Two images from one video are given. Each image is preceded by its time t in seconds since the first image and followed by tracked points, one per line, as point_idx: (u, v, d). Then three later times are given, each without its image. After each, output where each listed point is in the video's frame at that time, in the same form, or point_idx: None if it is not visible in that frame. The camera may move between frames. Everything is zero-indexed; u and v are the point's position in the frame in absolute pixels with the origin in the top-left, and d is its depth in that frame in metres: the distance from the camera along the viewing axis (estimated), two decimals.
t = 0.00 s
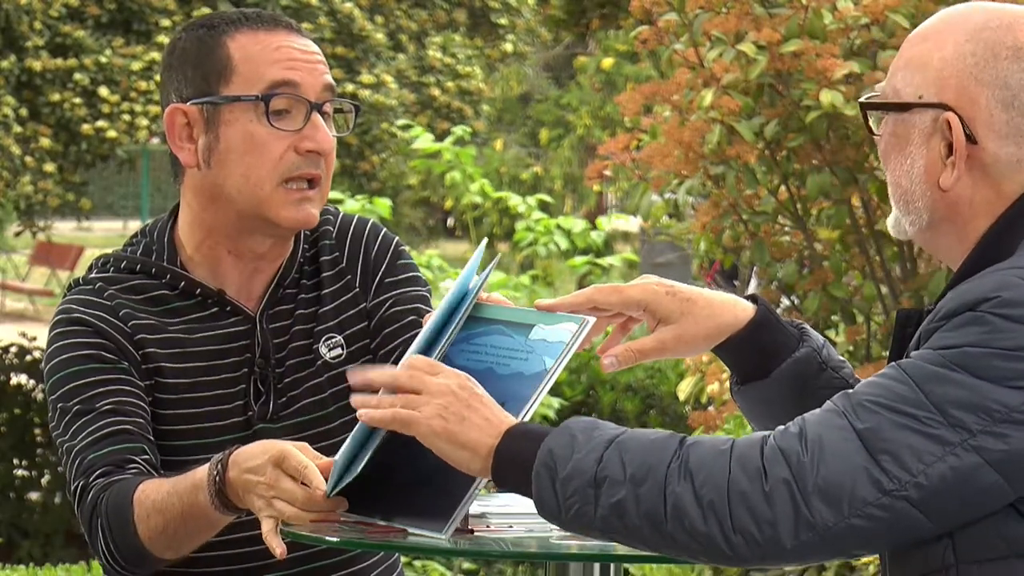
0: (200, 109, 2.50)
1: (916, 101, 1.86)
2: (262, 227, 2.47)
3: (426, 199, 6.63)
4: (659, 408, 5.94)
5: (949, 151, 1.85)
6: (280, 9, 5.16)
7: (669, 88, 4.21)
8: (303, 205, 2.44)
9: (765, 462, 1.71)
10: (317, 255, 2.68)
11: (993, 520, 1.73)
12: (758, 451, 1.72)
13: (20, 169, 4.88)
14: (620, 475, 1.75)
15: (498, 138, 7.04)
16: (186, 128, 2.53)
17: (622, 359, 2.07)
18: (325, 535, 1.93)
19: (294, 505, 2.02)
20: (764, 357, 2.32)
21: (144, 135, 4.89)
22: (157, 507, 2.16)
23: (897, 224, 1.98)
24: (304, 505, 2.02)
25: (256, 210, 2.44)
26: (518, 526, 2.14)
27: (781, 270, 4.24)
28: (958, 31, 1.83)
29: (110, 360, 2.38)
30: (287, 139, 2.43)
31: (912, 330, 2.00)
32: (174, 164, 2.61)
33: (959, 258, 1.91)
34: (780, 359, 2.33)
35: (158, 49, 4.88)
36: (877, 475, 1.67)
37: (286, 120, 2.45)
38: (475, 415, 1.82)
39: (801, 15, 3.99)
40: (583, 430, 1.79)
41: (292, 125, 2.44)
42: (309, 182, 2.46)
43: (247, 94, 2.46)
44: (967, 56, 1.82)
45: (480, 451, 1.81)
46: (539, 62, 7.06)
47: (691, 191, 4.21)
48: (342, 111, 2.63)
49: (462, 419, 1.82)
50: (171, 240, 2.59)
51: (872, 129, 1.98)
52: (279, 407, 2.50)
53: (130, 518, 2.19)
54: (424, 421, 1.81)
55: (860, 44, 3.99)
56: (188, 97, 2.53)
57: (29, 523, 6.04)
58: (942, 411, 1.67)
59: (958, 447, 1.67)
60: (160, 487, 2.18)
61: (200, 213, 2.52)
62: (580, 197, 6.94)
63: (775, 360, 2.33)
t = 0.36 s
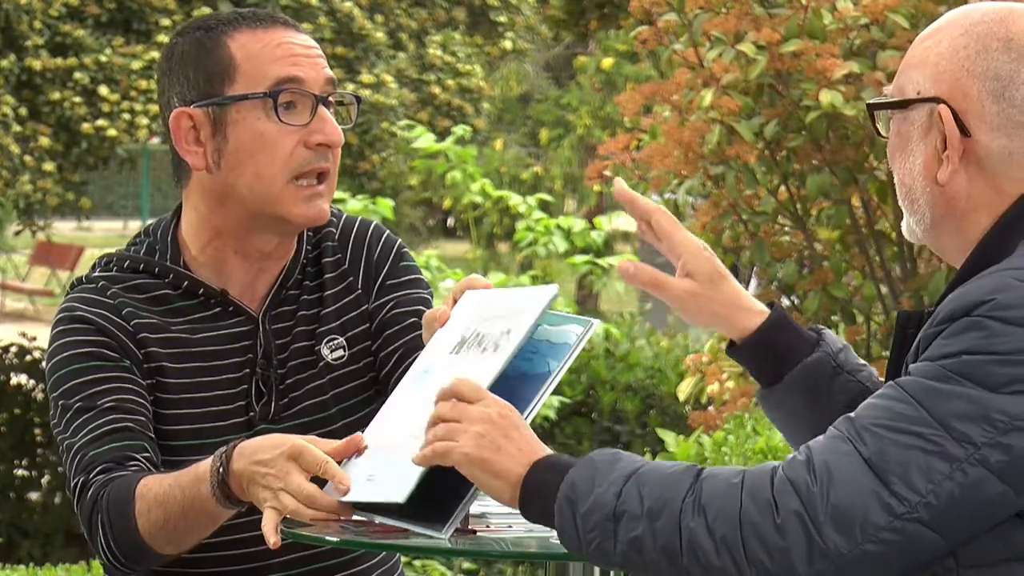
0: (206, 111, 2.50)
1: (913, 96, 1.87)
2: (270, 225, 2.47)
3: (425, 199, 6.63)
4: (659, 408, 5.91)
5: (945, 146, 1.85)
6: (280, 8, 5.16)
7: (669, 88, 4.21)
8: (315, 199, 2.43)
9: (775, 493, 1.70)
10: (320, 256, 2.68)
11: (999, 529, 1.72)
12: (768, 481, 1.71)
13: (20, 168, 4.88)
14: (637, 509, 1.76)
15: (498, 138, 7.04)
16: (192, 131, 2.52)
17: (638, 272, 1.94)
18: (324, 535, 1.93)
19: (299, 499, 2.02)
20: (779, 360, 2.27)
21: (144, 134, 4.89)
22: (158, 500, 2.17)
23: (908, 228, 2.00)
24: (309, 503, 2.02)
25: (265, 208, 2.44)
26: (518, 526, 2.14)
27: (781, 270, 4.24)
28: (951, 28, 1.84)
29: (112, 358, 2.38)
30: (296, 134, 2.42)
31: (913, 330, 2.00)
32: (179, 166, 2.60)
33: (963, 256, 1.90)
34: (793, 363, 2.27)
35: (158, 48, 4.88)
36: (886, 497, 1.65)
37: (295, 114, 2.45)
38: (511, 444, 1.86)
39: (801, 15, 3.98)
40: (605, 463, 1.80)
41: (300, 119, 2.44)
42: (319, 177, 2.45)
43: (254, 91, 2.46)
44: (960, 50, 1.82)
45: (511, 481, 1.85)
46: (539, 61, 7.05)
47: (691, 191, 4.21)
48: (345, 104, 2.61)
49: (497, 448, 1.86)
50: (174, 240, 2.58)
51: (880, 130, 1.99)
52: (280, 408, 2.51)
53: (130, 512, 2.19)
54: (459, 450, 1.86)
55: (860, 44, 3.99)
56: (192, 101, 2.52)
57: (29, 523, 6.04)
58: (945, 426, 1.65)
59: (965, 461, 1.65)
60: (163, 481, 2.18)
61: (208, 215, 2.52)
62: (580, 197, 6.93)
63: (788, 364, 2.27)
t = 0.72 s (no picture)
0: (205, 112, 2.50)
1: (918, 101, 1.87)
2: (272, 224, 2.47)
3: (426, 199, 6.63)
4: (659, 408, 5.91)
5: (954, 147, 1.85)
6: (280, 9, 5.16)
7: (669, 88, 4.20)
8: (315, 196, 2.43)
9: (782, 501, 1.71)
10: (319, 256, 2.67)
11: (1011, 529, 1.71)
12: (776, 489, 1.72)
13: (20, 168, 4.87)
14: (647, 520, 1.78)
15: (498, 138, 7.04)
16: (192, 132, 2.52)
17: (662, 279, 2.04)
18: (324, 535, 1.93)
19: (305, 497, 2.01)
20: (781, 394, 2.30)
21: (144, 134, 4.89)
22: (155, 512, 2.18)
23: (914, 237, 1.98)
24: (319, 495, 2.00)
25: (268, 207, 2.44)
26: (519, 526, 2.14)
27: (780, 270, 4.24)
28: (952, 29, 1.85)
29: (109, 363, 2.38)
30: (295, 134, 2.43)
31: (920, 330, 2.00)
32: (178, 167, 2.60)
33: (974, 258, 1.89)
34: (796, 394, 2.30)
35: (158, 48, 4.88)
36: (894, 502, 1.66)
37: (293, 114, 2.45)
38: (532, 465, 1.91)
39: (801, 15, 3.98)
40: (615, 477, 1.83)
41: (299, 119, 2.44)
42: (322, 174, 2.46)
43: (253, 92, 2.46)
44: (963, 50, 1.83)
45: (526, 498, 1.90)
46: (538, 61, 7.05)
47: (691, 191, 4.20)
48: (343, 103, 2.60)
49: (519, 467, 1.91)
50: (174, 240, 2.58)
51: (883, 140, 1.99)
52: (280, 408, 2.50)
53: (126, 523, 2.21)
54: (482, 468, 1.90)
55: (859, 44, 3.99)
56: (191, 102, 2.52)
57: (29, 523, 6.04)
58: (953, 429, 1.65)
59: (973, 464, 1.65)
60: (161, 494, 2.19)
61: (208, 215, 2.52)
62: (580, 198, 6.94)
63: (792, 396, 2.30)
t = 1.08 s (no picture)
0: (203, 112, 2.50)
1: (928, 103, 1.87)
2: (272, 220, 2.47)
3: (426, 199, 6.63)
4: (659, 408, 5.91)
5: (965, 148, 1.85)
6: (280, 9, 5.16)
7: (669, 88, 4.20)
8: (317, 189, 2.43)
9: (785, 488, 1.71)
10: (321, 257, 2.68)
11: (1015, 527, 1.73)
12: (779, 477, 1.73)
13: (20, 168, 4.87)
14: (647, 514, 1.77)
15: (498, 138, 7.04)
16: (189, 131, 2.52)
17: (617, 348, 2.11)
18: (324, 535, 1.93)
19: (307, 498, 2.01)
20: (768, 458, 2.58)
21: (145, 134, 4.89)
22: (159, 517, 2.18)
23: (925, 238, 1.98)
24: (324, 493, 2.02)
25: (268, 203, 2.44)
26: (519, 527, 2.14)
27: (780, 270, 4.24)
28: (961, 28, 1.85)
29: (110, 364, 2.38)
30: (293, 131, 2.43)
31: (932, 329, 2.00)
32: (177, 168, 2.60)
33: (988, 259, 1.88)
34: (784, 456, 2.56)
35: (158, 49, 4.88)
36: (897, 492, 1.66)
37: (290, 112, 2.45)
38: (505, 490, 1.89)
39: (801, 15, 3.98)
40: (610, 476, 1.83)
41: (296, 116, 2.44)
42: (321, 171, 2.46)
43: (249, 90, 2.45)
44: (971, 50, 1.83)
45: (516, 521, 1.87)
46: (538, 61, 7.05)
47: (691, 191, 4.19)
48: (341, 100, 2.59)
49: (495, 493, 1.88)
50: (175, 240, 2.58)
51: (892, 144, 1.99)
52: (281, 407, 2.50)
53: (129, 528, 2.20)
54: (458, 508, 1.87)
55: (859, 44, 3.99)
56: (189, 102, 2.52)
57: (29, 523, 6.04)
58: (959, 422, 1.66)
59: (977, 457, 1.65)
60: (167, 500, 2.20)
61: (208, 214, 2.52)
62: (580, 197, 6.95)
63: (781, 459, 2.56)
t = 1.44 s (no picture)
0: (205, 114, 2.49)
1: (936, 95, 1.87)
2: (273, 222, 2.47)
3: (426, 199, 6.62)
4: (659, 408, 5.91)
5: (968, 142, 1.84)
6: (280, 9, 5.15)
7: (669, 88, 4.20)
8: (317, 192, 2.42)
9: (770, 479, 1.71)
10: (331, 261, 2.68)
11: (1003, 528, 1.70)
12: (764, 469, 1.72)
13: (20, 169, 4.86)
14: (632, 508, 1.77)
15: (498, 138, 7.04)
16: (192, 134, 2.51)
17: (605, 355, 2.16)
18: (324, 535, 1.94)
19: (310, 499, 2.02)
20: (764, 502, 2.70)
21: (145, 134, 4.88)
22: (161, 514, 2.17)
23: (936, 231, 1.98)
24: (327, 494, 2.03)
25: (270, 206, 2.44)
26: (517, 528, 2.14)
27: (780, 271, 4.24)
28: (974, 21, 1.85)
29: (115, 362, 2.37)
30: (294, 134, 2.43)
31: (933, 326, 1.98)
32: (180, 169, 2.60)
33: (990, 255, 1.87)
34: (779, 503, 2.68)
35: (158, 49, 4.87)
36: (881, 488, 1.65)
37: (291, 114, 2.45)
38: (479, 491, 1.90)
39: (801, 15, 3.98)
40: (594, 474, 1.83)
41: (296, 119, 2.44)
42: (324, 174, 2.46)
43: (250, 94, 2.45)
44: (979, 46, 1.82)
45: (493, 522, 1.87)
46: (537, 61, 7.04)
47: (691, 192, 4.19)
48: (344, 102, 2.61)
49: (468, 497, 1.89)
50: (180, 239, 2.58)
51: (909, 135, 1.99)
52: (290, 407, 2.51)
53: (131, 526, 2.19)
54: (433, 511, 1.87)
55: (859, 44, 4.00)
56: (191, 104, 2.52)
57: (29, 524, 6.04)
58: (944, 421, 1.64)
59: (961, 457, 1.64)
60: (170, 499, 2.19)
61: (210, 215, 2.52)
62: (580, 197, 6.96)
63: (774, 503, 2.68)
